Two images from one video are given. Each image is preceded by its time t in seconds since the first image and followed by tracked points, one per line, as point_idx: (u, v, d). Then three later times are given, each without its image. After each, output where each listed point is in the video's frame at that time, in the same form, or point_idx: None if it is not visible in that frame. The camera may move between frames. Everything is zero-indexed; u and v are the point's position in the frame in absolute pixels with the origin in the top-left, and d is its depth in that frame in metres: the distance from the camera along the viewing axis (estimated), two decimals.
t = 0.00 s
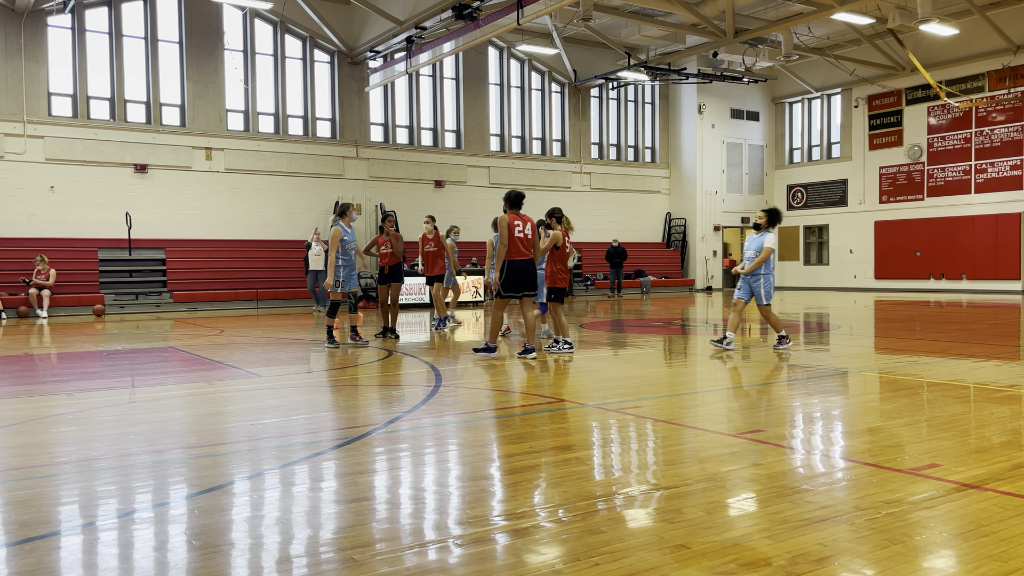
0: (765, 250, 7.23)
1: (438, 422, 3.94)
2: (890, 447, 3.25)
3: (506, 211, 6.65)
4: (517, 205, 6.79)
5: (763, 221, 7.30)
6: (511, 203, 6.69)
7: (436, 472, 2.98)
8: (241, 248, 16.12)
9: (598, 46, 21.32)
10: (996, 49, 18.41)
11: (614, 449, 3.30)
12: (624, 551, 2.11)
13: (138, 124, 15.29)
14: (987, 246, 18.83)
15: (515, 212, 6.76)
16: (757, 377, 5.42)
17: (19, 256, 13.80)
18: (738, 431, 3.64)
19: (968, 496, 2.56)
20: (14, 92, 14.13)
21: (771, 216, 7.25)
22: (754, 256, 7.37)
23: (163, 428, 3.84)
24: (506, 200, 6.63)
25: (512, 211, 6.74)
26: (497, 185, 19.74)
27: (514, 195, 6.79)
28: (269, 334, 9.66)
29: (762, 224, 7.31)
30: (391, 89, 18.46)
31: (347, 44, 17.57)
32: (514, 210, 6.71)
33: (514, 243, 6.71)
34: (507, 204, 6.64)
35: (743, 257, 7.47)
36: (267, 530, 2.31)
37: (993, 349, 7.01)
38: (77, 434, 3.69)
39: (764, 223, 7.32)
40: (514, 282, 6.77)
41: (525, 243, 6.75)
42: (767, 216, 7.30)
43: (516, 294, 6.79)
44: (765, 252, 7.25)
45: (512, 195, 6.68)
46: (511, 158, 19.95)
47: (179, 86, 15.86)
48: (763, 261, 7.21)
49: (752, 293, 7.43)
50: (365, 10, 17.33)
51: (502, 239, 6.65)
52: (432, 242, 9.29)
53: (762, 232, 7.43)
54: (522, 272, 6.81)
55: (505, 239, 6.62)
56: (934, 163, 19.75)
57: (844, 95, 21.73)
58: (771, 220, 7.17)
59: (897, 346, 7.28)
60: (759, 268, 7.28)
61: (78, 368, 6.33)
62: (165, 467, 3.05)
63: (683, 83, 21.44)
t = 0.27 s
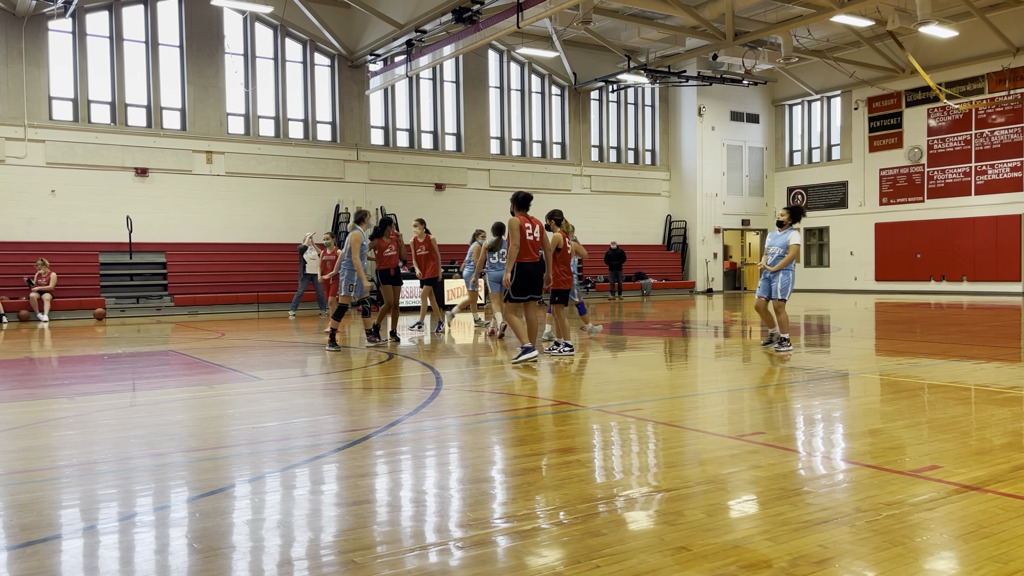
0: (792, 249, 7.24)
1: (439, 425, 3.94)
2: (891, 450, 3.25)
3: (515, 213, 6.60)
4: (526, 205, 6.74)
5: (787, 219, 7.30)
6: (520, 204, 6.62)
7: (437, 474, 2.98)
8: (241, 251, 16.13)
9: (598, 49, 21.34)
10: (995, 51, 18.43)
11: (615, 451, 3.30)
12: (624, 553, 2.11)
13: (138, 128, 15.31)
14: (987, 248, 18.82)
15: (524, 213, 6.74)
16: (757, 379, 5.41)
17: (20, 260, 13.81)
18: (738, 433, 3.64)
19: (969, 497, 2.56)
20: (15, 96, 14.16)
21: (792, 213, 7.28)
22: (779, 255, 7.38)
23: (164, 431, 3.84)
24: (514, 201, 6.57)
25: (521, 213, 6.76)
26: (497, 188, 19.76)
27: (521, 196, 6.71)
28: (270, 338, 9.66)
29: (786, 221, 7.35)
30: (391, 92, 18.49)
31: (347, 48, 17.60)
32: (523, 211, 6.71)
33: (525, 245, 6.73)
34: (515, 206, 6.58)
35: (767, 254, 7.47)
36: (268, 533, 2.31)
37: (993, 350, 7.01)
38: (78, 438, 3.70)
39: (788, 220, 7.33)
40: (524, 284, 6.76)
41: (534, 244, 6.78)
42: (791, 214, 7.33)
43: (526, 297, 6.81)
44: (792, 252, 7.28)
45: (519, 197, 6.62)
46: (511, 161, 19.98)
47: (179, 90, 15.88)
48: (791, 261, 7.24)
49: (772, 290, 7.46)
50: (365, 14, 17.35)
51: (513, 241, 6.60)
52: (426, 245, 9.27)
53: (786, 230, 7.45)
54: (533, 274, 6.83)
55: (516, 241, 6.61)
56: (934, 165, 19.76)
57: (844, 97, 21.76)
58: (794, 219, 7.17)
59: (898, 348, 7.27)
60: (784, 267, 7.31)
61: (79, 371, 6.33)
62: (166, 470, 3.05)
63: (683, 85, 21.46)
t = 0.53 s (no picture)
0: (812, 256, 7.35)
1: (440, 428, 3.94)
2: (892, 452, 3.24)
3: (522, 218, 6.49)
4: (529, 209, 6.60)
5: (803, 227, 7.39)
6: (524, 209, 6.50)
7: (438, 478, 2.98)
8: (242, 255, 16.14)
9: (599, 52, 21.38)
10: (995, 53, 18.44)
11: (617, 454, 3.30)
12: (625, 556, 2.11)
13: (139, 132, 15.33)
14: (988, 249, 18.81)
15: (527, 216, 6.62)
16: (758, 381, 5.41)
17: (21, 264, 13.83)
18: (740, 436, 3.64)
19: (970, 499, 2.56)
20: (16, 101, 14.19)
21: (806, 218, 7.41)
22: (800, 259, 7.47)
23: (165, 435, 3.84)
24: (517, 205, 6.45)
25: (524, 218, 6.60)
26: (497, 192, 19.78)
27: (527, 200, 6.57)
28: (271, 342, 9.66)
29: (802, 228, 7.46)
30: (392, 96, 18.52)
31: (348, 52, 17.66)
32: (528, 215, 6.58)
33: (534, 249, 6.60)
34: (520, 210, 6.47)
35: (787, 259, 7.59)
36: (269, 537, 2.31)
37: (995, 352, 7.00)
38: (79, 442, 3.70)
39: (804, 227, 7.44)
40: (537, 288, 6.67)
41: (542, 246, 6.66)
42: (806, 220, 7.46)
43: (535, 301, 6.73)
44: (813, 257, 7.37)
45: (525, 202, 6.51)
46: (512, 164, 20.00)
47: (180, 94, 15.91)
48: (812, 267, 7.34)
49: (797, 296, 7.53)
50: (365, 18, 17.39)
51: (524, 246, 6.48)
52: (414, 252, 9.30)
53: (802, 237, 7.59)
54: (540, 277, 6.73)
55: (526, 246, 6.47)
56: (934, 167, 19.76)
57: (844, 100, 21.78)
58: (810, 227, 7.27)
59: (899, 350, 7.27)
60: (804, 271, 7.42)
61: (80, 375, 6.33)
62: (167, 474, 3.05)
63: (683, 88, 21.49)
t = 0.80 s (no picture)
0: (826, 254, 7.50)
1: (440, 431, 3.94)
2: (894, 454, 3.24)
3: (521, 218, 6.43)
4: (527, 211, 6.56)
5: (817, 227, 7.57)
6: (521, 210, 6.44)
7: (440, 481, 2.98)
8: (243, 259, 16.15)
9: (599, 56, 21.42)
10: (995, 56, 18.45)
11: (618, 457, 3.30)
12: (626, 559, 2.11)
13: (140, 136, 15.36)
14: (989, 251, 18.80)
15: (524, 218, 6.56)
16: (759, 384, 5.40)
17: (22, 269, 13.84)
18: (741, 439, 3.64)
19: (971, 502, 2.55)
20: (17, 106, 14.23)
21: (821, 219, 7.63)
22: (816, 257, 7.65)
23: (166, 439, 3.85)
24: (516, 207, 6.41)
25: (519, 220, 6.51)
26: (498, 195, 19.79)
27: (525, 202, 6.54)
28: (272, 346, 9.66)
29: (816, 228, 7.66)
30: (392, 100, 18.55)
31: (349, 56, 17.70)
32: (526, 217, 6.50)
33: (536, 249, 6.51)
34: (518, 211, 6.42)
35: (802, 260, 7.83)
36: (270, 540, 2.31)
37: (996, 355, 7.00)
38: (80, 446, 3.70)
39: (818, 227, 7.67)
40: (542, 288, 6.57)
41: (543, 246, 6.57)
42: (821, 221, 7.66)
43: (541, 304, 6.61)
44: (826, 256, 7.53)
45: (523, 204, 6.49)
46: (512, 168, 20.01)
47: (182, 99, 15.95)
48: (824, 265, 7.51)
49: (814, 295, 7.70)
50: (366, 22, 17.44)
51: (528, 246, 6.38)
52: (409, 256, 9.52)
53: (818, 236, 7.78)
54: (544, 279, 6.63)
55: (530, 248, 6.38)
56: (935, 169, 19.76)
57: (844, 102, 21.80)
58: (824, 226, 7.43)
59: (900, 353, 7.26)
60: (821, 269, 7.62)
61: (81, 380, 6.33)
62: (168, 478, 3.06)
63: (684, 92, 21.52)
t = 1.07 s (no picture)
0: (843, 255, 7.78)
1: (441, 435, 3.94)
2: (896, 457, 3.24)
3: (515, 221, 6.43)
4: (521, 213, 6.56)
5: (835, 229, 7.90)
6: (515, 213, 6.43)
7: (441, 485, 2.98)
8: (244, 263, 16.16)
9: (600, 59, 21.45)
10: (996, 58, 18.46)
11: (619, 460, 3.30)
12: (627, 562, 2.11)
13: (141, 141, 15.39)
14: (991, 254, 18.77)
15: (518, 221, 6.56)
16: (761, 388, 5.40)
17: (24, 273, 13.86)
18: (742, 441, 3.64)
19: (972, 505, 2.55)
20: (19, 110, 14.26)
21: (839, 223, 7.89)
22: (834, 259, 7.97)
23: (167, 443, 3.85)
24: (510, 210, 6.40)
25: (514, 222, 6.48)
26: (499, 199, 19.81)
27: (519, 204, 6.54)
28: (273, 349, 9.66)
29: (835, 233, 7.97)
30: (393, 104, 18.58)
31: (350, 60, 17.74)
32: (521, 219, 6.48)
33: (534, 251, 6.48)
34: (512, 214, 6.42)
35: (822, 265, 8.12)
36: (272, 544, 2.31)
37: (997, 357, 6.99)
38: (81, 450, 3.70)
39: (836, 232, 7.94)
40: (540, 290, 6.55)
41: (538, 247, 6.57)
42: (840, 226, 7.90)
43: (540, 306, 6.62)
44: (844, 259, 7.82)
45: (517, 205, 6.49)
46: (514, 171, 20.03)
47: (183, 103, 15.99)
48: (842, 268, 7.79)
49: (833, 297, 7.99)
50: (367, 26, 17.48)
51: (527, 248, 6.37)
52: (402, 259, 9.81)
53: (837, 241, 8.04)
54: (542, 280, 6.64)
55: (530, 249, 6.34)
56: (936, 172, 19.76)
57: (845, 105, 21.81)
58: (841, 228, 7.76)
59: (902, 356, 7.25)
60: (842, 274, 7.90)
61: (83, 384, 6.33)
62: (169, 482, 3.06)
63: (684, 95, 21.55)
